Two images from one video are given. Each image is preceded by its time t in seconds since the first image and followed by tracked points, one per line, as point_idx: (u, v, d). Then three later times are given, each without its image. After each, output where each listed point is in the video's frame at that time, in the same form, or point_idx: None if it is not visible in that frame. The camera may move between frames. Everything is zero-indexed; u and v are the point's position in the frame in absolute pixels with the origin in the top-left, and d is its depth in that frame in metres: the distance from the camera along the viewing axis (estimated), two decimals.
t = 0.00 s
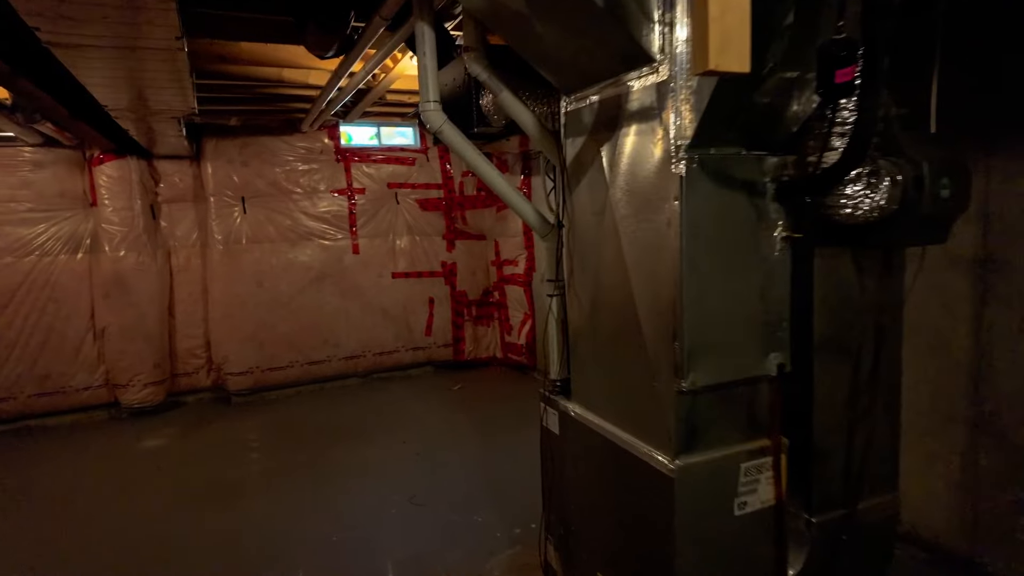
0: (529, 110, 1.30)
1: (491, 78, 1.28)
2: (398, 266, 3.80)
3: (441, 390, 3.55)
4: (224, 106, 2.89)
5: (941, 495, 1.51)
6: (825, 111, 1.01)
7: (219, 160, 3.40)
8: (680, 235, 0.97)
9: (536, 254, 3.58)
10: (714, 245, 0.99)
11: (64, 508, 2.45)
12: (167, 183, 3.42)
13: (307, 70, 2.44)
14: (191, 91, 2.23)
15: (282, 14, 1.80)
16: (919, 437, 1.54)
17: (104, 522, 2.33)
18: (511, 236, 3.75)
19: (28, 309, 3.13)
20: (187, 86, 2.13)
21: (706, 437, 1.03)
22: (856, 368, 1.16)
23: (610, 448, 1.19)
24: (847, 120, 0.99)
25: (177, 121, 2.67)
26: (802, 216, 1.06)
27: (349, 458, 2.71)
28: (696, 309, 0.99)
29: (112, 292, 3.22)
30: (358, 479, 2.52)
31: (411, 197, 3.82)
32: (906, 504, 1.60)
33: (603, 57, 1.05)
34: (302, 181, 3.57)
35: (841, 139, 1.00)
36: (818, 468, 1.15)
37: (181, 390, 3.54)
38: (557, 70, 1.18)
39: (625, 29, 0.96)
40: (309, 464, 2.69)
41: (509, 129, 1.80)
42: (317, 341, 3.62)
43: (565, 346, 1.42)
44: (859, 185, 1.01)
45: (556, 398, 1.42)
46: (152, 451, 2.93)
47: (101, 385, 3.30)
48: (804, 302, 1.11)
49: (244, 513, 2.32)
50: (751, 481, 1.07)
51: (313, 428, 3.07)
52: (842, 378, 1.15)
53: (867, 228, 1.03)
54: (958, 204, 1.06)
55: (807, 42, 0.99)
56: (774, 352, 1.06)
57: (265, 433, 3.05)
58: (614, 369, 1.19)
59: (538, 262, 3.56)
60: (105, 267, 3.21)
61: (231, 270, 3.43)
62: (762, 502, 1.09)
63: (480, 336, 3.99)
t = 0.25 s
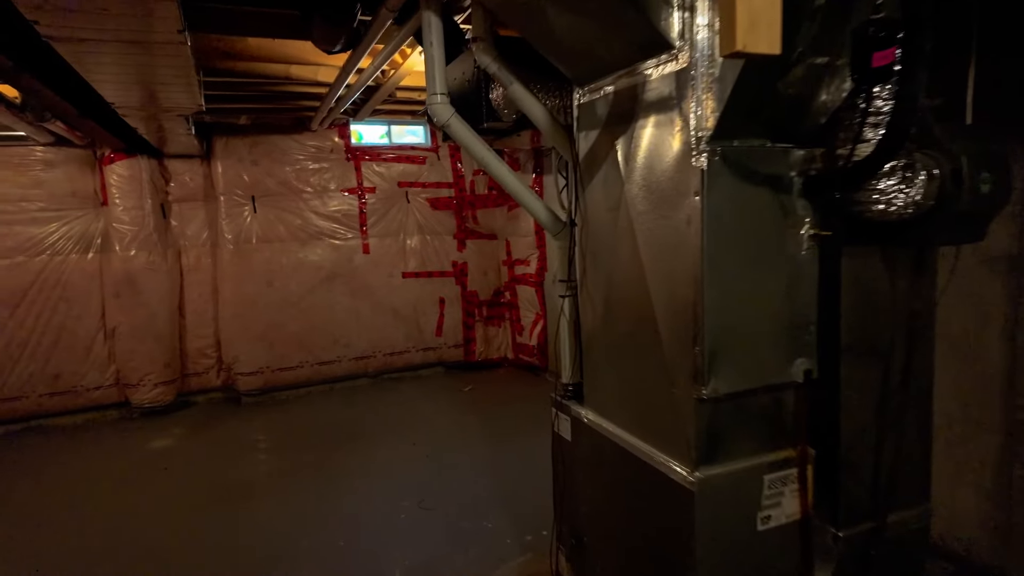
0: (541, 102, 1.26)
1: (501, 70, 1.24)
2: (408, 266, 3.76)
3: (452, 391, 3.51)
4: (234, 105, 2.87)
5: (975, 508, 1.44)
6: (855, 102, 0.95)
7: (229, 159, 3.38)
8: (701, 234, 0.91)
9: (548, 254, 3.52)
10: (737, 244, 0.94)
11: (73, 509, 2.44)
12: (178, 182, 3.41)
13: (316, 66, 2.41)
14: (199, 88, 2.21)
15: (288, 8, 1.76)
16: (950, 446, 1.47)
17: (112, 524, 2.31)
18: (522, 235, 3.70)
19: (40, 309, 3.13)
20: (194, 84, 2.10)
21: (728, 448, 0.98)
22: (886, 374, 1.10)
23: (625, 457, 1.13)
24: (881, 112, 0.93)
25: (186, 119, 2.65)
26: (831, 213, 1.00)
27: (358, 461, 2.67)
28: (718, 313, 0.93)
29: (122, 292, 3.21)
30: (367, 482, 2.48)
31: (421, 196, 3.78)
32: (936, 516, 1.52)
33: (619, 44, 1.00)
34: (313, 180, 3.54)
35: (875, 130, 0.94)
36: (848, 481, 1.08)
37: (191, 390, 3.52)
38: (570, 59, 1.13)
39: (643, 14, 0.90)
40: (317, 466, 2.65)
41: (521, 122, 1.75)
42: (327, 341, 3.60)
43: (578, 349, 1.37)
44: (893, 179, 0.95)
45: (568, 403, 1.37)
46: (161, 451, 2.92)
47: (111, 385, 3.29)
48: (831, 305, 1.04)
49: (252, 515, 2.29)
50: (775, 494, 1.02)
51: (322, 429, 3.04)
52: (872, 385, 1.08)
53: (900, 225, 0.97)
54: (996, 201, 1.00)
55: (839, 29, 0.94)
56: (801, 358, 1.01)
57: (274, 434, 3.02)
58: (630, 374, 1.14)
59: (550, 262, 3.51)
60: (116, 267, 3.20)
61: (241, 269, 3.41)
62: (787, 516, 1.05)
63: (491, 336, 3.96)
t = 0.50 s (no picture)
0: (554, 94, 1.21)
1: (513, 61, 1.19)
2: (422, 266, 3.72)
3: (465, 392, 3.46)
4: (246, 104, 2.84)
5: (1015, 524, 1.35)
6: (895, 88, 0.91)
7: (243, 158, 3.36)
8: (725, 233, 0.86)
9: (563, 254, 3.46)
10: (765, 245, 0.88)
11: (85, 510, 2.43)
12: (192, 182, 3.41)
13: (328, 63, 2.37)
14: (208, 86, 2.18)
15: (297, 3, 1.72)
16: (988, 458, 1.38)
17: (122, 525, 2.30)
18: (537, 235, 3.64)
19: (55, 308, 3.14)
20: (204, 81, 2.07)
21: (755, 462, 0.92)
22: (924, 382, 1.02)
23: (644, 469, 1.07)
24: (927, 101, 0.87)
25: (198, 118, 2.63)
26: (866, 211, 0.93)
27: (370, 464, 2.63)
28: (743, 318, 0.87)
29: (137, 291, 3.20)
30: (378, 486, 2.44)
31: (435, 196, 3.74)
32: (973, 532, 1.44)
33: (639, 28, 0.93)
34: (326, 180, 3.51)
35: (917, 120, 0.89)
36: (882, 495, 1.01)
37: (205, 390, 3.52)
38: (587, 48, 1.07)
39: None
40: (329, 469, 2.62)
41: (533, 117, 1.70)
42: (340, 342, 3.57)
43: (592, 354, 1.31)
44: (936, 172, 0.88)
45: (581, 411, 1.31)
46: (174, 452, 2.91)
47: (126, 385, 3.30)
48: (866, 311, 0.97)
49: (262, 518, 2.26)
50: (805, 512, 0.98)
51: (335, 430, 3.01)
52: (908, 395, 1.01)
53: (942, 224, 0.90)
54: None
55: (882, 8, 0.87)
56: (832, 366, 0.98)
57: (286, 435, 3.00)
58: (647, 382, 1.08)
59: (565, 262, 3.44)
60: (130, 267, 3.20)
61: (255, 269, 3.39)
62: (817, 535, 1.01)
63: (506, 337, 3.91)
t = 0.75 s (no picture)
0: (565, 87, 1.17)
1: (522, 52, 1.15)
2: (435, 266, 3.69)
3: (478, 394, 3.42)
4: (259, 103, 2.83)
5: None
6: (933, 76, 0.86)
7: (256, 158, 3.35)
8: (749, 234, 0.81)
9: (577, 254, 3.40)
10: (791, 246, 0.83)
11: (98, 510, 2.43)
12: (205, 182, 3.41)
13: (338, 61, 2.34)
14: (218, 84, 2.16)
15: None
16: None
17: (134, 526, 2.29)
18: (551, 235, 3.59)
19: (71, 308, 3.16)
20: (213, 79, 2.05)
21: (779, 477, 0.87)
22: (960, 391, 0.96)
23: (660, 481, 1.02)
24: (972, 90, 0.83)
25: (209, 118, 2.61)
26: (900, 209, 0.88)
27: (381, 467, 2.60)
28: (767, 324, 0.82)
29: (151, 291, 3.21)
30: (389, 490, 2.41)
31: (448, 195, 3.70)
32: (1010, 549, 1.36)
33: (656, 14, 0.89)
34: (339, 180, 3.49)
35: (958, 111, 0.84)
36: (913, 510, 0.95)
37: (219, 391, 3.52)
38: (599, 39, 1.02)
39: None
40: (339, 472, 2.59)
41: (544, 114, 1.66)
42: (353, 343, 3.55)
43: (605, 360, 1.26)
44: (978, 167, 0.83)
45: (594, 418, 1.26)
46: (187, 452, 2.90)
47: (140, 385, 3.30)
48: (899, 316, 0.91)
49: (272, 521, 2.24)
50: (833, 532, 0.92)
51: (347, 432, 2.98)
52: (942, 404, 0.95)
53: (981, 224, 0.85)
54: None
55: None
56: (863, 377, 0.92)
57: (298, 436, 2.98)
58: (663, 390, 1.03)
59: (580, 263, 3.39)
60: (144, 267, 3.20)
61: (268, 270, 3.38)
62: (846, 557, 0.94)
63: (519, 338, 3.86)
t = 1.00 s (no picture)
0: (583, 80, 1.10)
1: (537, 44, 1.09)
2: (451, 267, 3.65)
3: (495, 397, 3.37)
4: (274, 103, 2.81)
5: None
6: (987, 62, 0.79)
7: (273, 158, 3.34)
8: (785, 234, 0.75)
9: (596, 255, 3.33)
10: (828, 249, 0.77)
11: (114, 511, 2.43)
12: (223, 182, 3.40)
13: (353, 59, 2.31)
14: (231, 84, 2.15)
15: None
16: None
17: (148, 527, 2.29)
18: (569, 236, 3.53)
19: (91, 308, 3.18)
20: (225, 79, 2.03)
21: (814, 499, 0.81)
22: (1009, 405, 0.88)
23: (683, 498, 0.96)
24: None
25: (225, 119, 2.60)
26: (950, 206, 0.82)
27: (396, 471, 2.56)
28: (802, 334, 0.77)
29: (168, 292, 3.21)
30: (403, 494, 2.37)
31: (465, 195, 3.66)
32: None
33: None
34: (356, 180, 3.47)
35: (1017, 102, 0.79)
36: (960, 534, 0.88)
37: (236, 391, 3.51)
38: (619, 29, 0.97)
39: None
40: (354, 475, 2.56)
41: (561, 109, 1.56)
42: (369, 344, 3.52)
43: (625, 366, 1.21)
44: None
45: (613, 429, 1.21)
46: (203, 453, 2.90)
47: (158, 385, 3.31)
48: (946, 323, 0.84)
49: (285, 524, 2.22)
50: (873, 558, 0.86)
51: (362, 434, 2.95)
52: (990, 419, 0.88)
53: None
54: None
55: None
56: (906, 392, 0.84)
57: (313, 438, 2.95)
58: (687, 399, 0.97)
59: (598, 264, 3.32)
60: (162, 267, 3.21)
61: (284, 270, 3.37)
62: None
63: (537, 340, 3.81)
